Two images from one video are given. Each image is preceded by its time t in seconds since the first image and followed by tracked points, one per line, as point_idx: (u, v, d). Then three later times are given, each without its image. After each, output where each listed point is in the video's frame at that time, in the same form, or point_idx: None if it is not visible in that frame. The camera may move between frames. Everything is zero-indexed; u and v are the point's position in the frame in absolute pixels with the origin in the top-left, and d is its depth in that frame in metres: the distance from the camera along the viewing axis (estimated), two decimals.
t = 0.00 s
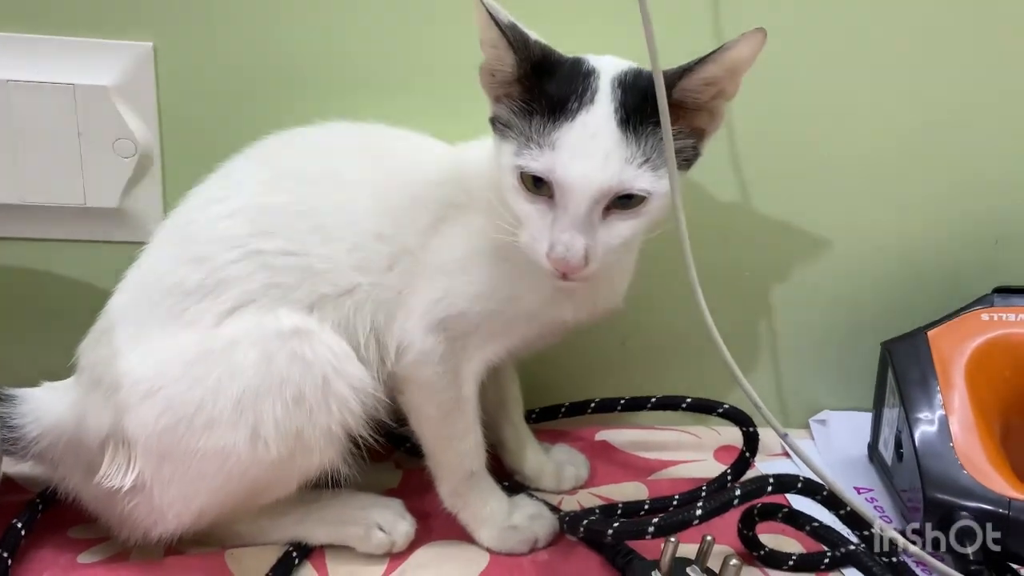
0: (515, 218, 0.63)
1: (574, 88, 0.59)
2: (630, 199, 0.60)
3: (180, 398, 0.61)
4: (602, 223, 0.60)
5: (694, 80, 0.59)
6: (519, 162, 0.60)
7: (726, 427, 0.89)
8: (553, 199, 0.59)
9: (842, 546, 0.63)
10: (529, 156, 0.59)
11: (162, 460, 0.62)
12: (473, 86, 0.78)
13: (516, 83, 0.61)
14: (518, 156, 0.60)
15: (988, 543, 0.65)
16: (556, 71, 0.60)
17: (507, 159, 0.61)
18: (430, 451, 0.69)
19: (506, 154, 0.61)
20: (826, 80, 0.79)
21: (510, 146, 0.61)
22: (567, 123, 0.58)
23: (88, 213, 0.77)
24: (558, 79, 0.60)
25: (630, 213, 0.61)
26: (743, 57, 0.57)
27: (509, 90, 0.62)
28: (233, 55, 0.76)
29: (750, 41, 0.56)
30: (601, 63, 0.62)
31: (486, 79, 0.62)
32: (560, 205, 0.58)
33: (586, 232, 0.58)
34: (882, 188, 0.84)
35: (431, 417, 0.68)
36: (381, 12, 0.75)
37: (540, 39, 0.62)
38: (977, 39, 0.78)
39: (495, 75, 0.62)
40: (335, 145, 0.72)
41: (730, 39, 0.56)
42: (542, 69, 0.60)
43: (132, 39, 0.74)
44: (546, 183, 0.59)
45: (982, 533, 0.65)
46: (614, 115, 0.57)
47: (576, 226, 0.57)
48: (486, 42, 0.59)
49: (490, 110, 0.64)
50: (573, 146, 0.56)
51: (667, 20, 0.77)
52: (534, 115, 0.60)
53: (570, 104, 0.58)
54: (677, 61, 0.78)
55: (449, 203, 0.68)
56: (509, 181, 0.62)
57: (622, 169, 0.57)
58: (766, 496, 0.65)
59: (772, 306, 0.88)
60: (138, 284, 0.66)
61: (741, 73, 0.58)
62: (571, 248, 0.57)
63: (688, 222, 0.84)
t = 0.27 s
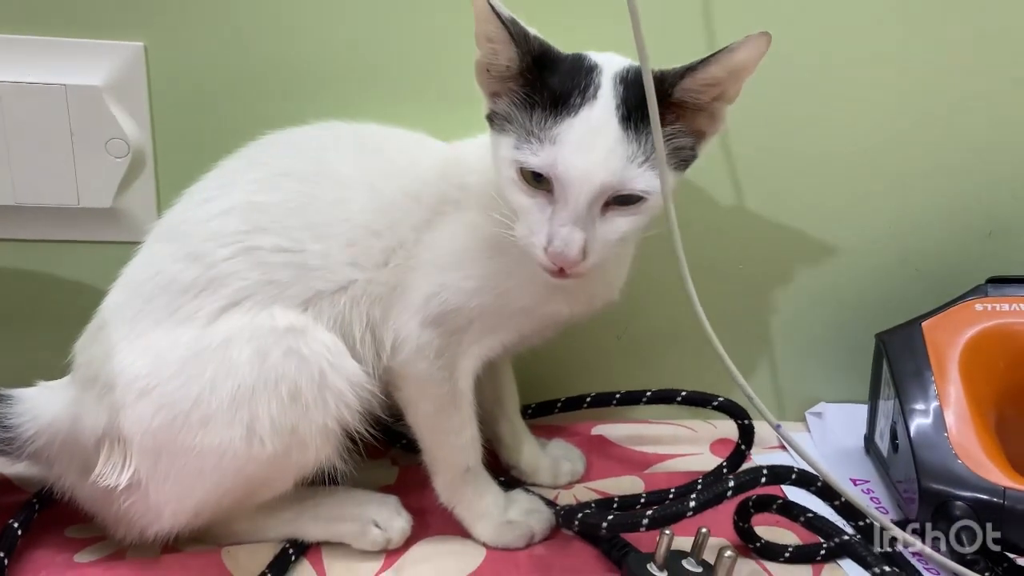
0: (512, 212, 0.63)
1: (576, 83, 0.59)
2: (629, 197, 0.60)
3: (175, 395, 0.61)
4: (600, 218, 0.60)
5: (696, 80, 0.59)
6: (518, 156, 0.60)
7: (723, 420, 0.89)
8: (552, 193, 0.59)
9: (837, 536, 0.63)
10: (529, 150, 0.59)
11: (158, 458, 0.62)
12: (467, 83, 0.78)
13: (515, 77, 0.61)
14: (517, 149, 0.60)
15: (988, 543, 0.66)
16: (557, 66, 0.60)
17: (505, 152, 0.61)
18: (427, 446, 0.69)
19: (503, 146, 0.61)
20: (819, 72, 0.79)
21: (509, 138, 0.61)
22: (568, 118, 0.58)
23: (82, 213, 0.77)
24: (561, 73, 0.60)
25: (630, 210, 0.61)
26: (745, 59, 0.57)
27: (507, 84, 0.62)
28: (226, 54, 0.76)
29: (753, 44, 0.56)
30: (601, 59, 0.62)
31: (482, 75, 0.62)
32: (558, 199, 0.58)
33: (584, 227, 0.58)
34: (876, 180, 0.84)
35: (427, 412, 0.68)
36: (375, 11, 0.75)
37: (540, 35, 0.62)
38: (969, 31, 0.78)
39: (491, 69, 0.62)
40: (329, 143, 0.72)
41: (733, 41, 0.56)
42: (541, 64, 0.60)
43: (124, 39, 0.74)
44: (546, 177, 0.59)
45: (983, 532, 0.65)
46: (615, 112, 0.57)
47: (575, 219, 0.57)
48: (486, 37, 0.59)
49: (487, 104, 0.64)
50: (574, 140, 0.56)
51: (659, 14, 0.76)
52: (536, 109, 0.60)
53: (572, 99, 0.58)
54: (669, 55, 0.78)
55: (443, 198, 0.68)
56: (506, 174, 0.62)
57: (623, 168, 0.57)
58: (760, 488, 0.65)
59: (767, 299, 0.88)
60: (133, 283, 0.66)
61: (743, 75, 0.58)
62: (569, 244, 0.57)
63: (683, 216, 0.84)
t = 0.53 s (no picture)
0: (514, 211, 0.63)
1: (580, 82, 0.59)
2: (634, 197, 0.60)
3: (174, 396, 0.61)
4: (605, 218, 0.60)
5: (699, 81, 0.59)
6: (522, 156, 0.60)
7: (722, 417, 0.89)
8: (557, 193, 0.59)
9: (837, 532, 0.64)
10: (532, 150, 0.59)
11: (157, 459, 0.62)
12: (465, 82, 0.78)
13: (517, 77, 0.61)
14: (520, 148, 0.60)
15: (988, 542, 0.65)
16: (559, 65, 0.60)
17: (507, 152, 0.61)
18: (426, 445, 0.69)
19: (506, 147, 0.61)
20: (816, 68, 0.79)
21: (512, 138, 0.61)
22: (574, 117, 0.57)
23: (79, 214, 0.77)
24: (564, 72, 0.60)
25: (634, 210, 0.61)
26: (748, 60, 0.57)
27: (508, 84, 0.62)
28: (221, 54, 0.75)
29: (757, 44, 0.55)
30: (605, 58, 0.62)
31: (483, 74, 0.62)
32: (564, 200, 0.58)
33: (589, 227, 0.58)
34: (874, 175, 0.83)
35: (427, 410, 0.68)
36: (371, 11, 0.75)
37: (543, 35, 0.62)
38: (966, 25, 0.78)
39: (490, 68, 0.61)
40: (327, 143, 0.72)
41: (737, 42, 0.56)
42: (545, 62, 0.60)
43: (119, 39, 0.74)
44: (550, 178, 0.59)
45: (983, 532, 0.65)
46: (620, 112, 0.57)
47: (581, 221, 0.57)
48: (490, 36, 0.58)
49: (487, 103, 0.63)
50: (581, 140, 0.56)
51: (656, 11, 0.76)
52: (540, 108, 0.59)
53: (577, 99, 0.58)
54: (666, 52, 0.78)
55: (441, 197, 0.68)
56: (511, 175, 0.61)
57: (629, 168, 0.57)
58: (759, 484, 0.65)
59: (766, 296, 0.88)
60: (131, 284, 0.66)
61: (746, 75, 0.58)
62: (574, 244, 0.57)
63: (681, 214, 0.84)
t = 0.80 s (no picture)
0: (519, 216, 0.63)
1: (587, 87, 0.59)
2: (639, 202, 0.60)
3: (179, 399, 0.61)
4: (611, 223, 0.60)
5: (704, 87, 0.59)
6: (529, 161, 0.60)
7: (723, 418, 0.89)
8: (564, 198, 0.60)
9: (837, 532, 0.64)
10: (539, 155, 0.60)
11: (162, 462, 0.62)
12: (467, 87, 0.79)
13: (524, 81, 0.61)
14: (527, 153, 0.60)
15: (988, 542, 0.65)
16: (566, 69, 0.60)
17: (514, 157, 0.62)
18: (429, 447, 0.70)
19: (513, 151, 0.62)
20: (815, 70, 0.80)
21: (518, 143, 0.61)
22: (581, 122, 0.58)
23: (82, 218, 0.78)
24: (571, 77, 0.60)
25: (639, 214, 0.61)
26: (754, 67, 0.57)
27: (514, 88, 0.62)
28: (224, 58, 0.76)
29: (763, 51, 0.56)
30: (610, 64, 0.63)
31: (490, 78, 0.63)
32: (571, 204, 0.58)
33: (596, 231, 0.58)
34: (873, 177, 0.84)
35: (430, 413, 0.68)
36: (374, 16, 0.75)
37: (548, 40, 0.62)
38: (964, 29, 0.79)
39: (496, 71, 0.62)
40: (330, 148, 0.72)
41: (742, 49, 0.57)
42: (551, 66, 0.60)
43: (122, 45, 0.74)
44: (557, 182, 0.59)
45: (983, 533, 0.65)
46: (627, 118, 0.58)
47: (589, 226, 0.57)
48: (499, 40, 0.59)
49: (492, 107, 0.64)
50: (588, 145, 0.57)
51: (656, 14, 0.77)
52: (547, 113, 0.60)
53: (585, 104, 0.59)
54: (666, 55, 0.78)
55: (444, 200, 0.69)
56: (518, 179, 0.61)
57: (635, 173, 0.57)
58: (760, 485, 0.65)
59: (766, 296, 0.89)
60: (136, 288, 0.66)
61: (750, 82, 0.59)
62: (581, 248, 0.57)
63: (682, 216, 0.84)
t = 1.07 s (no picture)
0: (518, 217, 0.63)
1: (587, 88, 0.59)
2: (638, 204, 0.61)
3: (178, 399, 0.62)
4: (610, 225, 0.61)
5: (703, 88, 0.60)
6: (529, 162, 0.60)
7: (720, 419, 0.90)
8: (563, 199, 0.60)
9: (833, 532, 0.65)
10: (539, 155, 0.60)
11: (161, 462, 0.62)
12: (466, 88, 0.79)
13: (524, 82, 0.62)
14: (526, 154, 0.60)
15: (988, 542, 0.66)
16: (566, 70, 0.60)
17: (514, 158, 0.62)
18: (427, 448, 0.70)
19: (513, 152, 0.62)
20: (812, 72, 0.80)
21: (518, 144, 0.61)
22: (581, 124, 0.58)
23: (80, 219, 0.78)
24: (571, 78, 0.60)
25: (638, 216, 0.62)
26: (752, 69, 0.57)
27: (514, 89, 0.62)
28: (223, 59, 0.76)
29: (761, 54, 0.56)
30: (610, 65, 0.63)
31: (488, 79, 0.62)
32: (570, 205, 0.59)
33: (595, 232, 0.59)
34: (870, 178, 0.84)
35: (427, 413, 0.68)
36: (374, 18, 0.75)
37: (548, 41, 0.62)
38: (960, 31, 0.79)
39: (495, 72, 0.62)
40: (329, 149, 0.72)
41: (742, 51, 0.57)
42: (552, 67, 0.60)
43: (120, 45, 0.74)
44: (556, 183, 0.60)
45: (983, 533, 0.66)
46: (626, 120, 0.58)
47: (588, 226, 0.58)
48: (500, 41, 0.59)
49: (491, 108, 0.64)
50: (588, 146, 0.57)
51: (654, 16, 0.77)
52: (547, 114, 0.60)
53: (584, 106, 0.59)
54: (664, 56, 0.79)
55: (442, 199, 0.69)
56: (517, 180, 0.62)
57: (635, 174, 0.57)
58: (757, 485, 0.65)
59: (763, 297, 0.89)
60: (135, 288, 0.66)
61: (749, 84, 0.59)
62: (580, 249, 0.57)
63: (679, 217, 0.85)
